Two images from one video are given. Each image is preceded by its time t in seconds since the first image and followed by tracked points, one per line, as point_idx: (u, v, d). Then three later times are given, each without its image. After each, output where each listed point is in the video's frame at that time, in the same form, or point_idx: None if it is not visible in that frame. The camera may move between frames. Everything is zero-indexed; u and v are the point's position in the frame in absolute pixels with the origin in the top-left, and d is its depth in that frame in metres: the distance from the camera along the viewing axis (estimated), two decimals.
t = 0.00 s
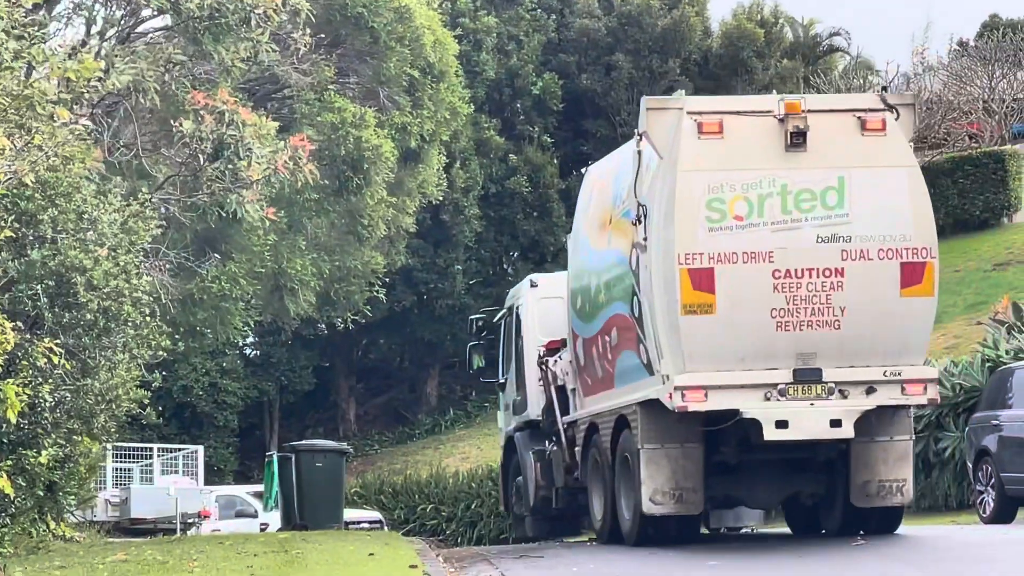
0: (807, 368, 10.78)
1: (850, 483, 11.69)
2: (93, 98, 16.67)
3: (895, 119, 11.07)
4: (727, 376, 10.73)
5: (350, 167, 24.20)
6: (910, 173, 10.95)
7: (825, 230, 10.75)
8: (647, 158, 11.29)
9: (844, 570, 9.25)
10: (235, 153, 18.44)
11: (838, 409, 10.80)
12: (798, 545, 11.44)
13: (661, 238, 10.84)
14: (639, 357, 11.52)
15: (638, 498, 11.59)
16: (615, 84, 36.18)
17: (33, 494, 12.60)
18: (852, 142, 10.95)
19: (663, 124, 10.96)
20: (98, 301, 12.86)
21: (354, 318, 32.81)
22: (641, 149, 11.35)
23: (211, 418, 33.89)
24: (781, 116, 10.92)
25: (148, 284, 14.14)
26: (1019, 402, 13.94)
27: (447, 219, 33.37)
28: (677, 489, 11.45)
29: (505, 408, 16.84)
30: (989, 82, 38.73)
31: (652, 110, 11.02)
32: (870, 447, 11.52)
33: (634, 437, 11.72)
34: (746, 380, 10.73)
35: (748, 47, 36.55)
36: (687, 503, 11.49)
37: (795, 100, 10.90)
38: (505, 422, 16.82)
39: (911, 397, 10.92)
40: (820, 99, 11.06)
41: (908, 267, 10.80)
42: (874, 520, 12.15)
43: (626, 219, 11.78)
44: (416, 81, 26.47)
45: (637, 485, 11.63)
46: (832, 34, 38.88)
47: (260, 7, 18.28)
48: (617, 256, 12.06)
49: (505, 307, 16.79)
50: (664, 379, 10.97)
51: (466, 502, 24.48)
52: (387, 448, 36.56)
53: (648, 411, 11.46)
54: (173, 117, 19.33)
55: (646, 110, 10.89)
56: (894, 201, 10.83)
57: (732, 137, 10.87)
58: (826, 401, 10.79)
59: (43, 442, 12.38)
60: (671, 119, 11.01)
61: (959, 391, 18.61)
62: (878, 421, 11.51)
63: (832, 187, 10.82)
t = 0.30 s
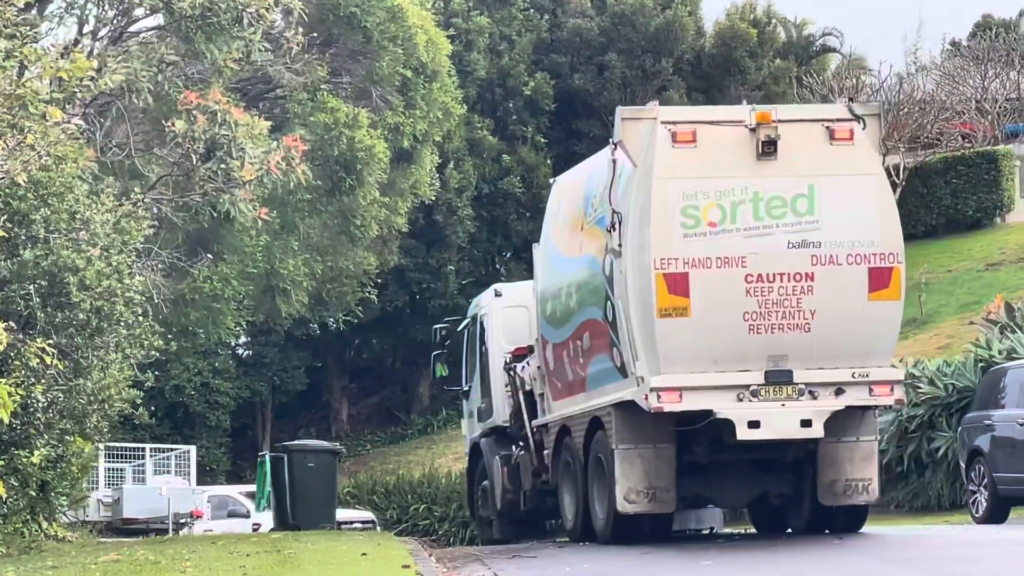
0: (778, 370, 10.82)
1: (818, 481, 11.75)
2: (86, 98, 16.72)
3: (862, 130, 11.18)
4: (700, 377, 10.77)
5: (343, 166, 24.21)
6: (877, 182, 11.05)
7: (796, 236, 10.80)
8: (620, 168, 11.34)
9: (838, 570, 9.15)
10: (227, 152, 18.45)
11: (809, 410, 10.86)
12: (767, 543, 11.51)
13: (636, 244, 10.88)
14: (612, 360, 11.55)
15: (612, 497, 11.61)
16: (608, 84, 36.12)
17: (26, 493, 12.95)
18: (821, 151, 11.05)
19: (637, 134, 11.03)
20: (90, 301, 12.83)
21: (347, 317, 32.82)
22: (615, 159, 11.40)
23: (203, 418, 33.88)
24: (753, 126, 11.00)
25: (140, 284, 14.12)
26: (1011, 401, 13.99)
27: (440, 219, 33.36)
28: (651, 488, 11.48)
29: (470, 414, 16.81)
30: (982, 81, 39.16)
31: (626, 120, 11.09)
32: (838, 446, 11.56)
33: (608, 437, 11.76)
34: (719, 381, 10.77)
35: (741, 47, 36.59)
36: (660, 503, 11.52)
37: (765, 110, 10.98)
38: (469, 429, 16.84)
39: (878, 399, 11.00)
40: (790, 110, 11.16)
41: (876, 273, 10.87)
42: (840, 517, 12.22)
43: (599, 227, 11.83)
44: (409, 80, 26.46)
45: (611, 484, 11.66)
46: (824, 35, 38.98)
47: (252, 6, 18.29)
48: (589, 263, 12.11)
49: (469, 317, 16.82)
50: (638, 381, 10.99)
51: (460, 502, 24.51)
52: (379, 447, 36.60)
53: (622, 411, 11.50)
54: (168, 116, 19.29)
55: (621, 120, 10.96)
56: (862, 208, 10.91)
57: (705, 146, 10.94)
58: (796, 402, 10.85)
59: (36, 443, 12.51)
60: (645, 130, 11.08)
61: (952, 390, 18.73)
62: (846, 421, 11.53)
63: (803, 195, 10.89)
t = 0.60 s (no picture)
0: (753, 376, 10.85)
1: (792, 484, 11.74)
2: (82, 101, 16.72)
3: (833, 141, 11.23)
4: (677, 383, 10.78)
5: (337, 170, 24.23)
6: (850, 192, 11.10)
7: (772, 245, 10.83)
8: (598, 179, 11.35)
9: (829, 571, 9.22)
10: (222, 156, 18.46)
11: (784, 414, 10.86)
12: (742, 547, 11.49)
13: (614, 254, 10.89)
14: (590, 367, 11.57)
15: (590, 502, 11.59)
16: (603, 87, 36.11)
17: (21, 497, 13.16)
18: (795, 161, 11.08)
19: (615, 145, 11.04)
20: (86, 304, 12.81)
21: (342, 321, 32.82)
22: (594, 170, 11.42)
23: (199, 421, 33.87)
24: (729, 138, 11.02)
25: (136, 287, 14.12)
26: (1006, 404, 14.02)
27: (435, 222, 33.35)
28: (630, 492, 11.46)
29: (443, 422, 16.80)
30: (976, 85, 39.18)
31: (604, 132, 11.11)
32: (811, 450, 11.57)
33: (586, 443, 11.76)
34: (695, 386, 10.78)
35: (736, 51, 36.67)
36: (639, 506, 11.50)
37: (740, 122, 11.01)
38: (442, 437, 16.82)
39: (851, 403, 11.03)
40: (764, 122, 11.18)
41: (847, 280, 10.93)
42: (812, 520, 12.22)
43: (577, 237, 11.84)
44: (405, 84, 26.48)
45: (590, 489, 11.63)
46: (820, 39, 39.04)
47: (249, 10, 18.31)
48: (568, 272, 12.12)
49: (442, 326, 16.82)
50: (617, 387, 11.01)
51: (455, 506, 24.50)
52: (374, 451, 36.59)
53: (599, 417, 11.51)
54: (163, 119, 19.29)
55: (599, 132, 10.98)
56: (834, 218, 10.96)
57: (682, 158, 10.96)
58: (772, 406, 10.86)
59: (32, 446, 12.72)
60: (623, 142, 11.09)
61: (947, 393, 18.73)
62: (818, 425, 11.57)
63: (777, 204, 10.91)
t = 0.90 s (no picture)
0: (736, 386, 10.84)
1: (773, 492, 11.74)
2: (79, 109, 16.76)
3: (814, 154, 11.23)
4: (661, 392, 10.79)
5: (334, 178, 24.28)
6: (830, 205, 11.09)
7: (754, 258, 10.82)
8: (582, 191, 11.36)
9: None
10: (219, 163, 18.46)
11: (766, 423, 10.88)
12: (723, 555, 11.54)
13: (598, 265, 10.90)
14: (574, 377, 11.58)
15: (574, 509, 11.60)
16: (601, 95, 36.14)
17: (18, 505, 13.06)
18: (776, 174, 11.07)
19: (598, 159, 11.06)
20: (82, 311, 12.81)
21: (339, 329, 32.82)
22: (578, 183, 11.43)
23: (196, 429, 33.85)
24: (711, 152, 11.02)
25: (133, 294, 14.13)
26: (1004, 413, 14.02)
27: (432, 229, 33.40)
28: (613, 500, 11.47)
29: (425, 432, 16.76)
30: (974, 93, 39.37)
31: (588, 147, 11.12)
32: (793, 459, 11.56)
33: (571, 451, 11.77)
34: (678, 396, 10.78)
35: (733, 59, 36.71)
36: (622, 514, 11.51)
37: (721, 135, 11.01)
38: (425, 447, 16.77)
39: (831, 412, 11.05)
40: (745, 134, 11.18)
41: (829, 292, 10.93)
42: (793, 527, 12.09)
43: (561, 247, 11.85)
44: (402, 91, 26.48)
45: (574, 497, 11.64)
46: (817, 46, 39.06)
47: (246, 17, 18.31)
48: (552, 285, 12.11)
49: (425, 337, 16.80)
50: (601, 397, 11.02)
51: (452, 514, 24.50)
52: (370, 459, 36.57)
53: (584, 425, 11.50)
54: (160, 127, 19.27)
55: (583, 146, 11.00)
56: (816, 230, 10.96)
57: (665, 171, 10.97)
58: (756, 416, 10.86)
59: (28, 454, 12.60)
60: (608, 156, 11.11)
61: (945, 402, 18.70)
62: (801, 434, 11.56)
63: (759, 217, 10.91)
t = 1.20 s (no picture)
0: (724, 400, 10.84)
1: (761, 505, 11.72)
2: (79, 120, 16.76)
3: (802, 170, 11.25)
4: (650, 405, 10.78)
5: (333, 189, 24.30)
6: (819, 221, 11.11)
7: (743, 273, 10.83)
8: (574, 207, 11.37)
9: None
10: (219, 174, 18.44)
11: (755, 437, 10.86)
12: (710, 568, 11.51)
13: (589, 281, 10.90)
14: (565, 391, 11.57)
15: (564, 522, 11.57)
16: (600, 106, 36.19)
17: (18, 515, 12.79)
18: (765, 190, 11.09)
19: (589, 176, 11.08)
20: (81, 322, 12.89)
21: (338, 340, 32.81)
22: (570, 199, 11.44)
23: (196, 440, 33.82)
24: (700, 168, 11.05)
25: (132, 305, 14.14)
26: (1003, 425, 14.00)
27: (432, 240, 33.43)
28: (604, 512, 11.44)
29: (415, 445, 16.73)
30: (974, 105, 39.41)
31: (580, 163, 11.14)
32: (781, 472, 11.55)
33: (561, 464, 11.74)
34: (668, 409, 10.77)
35: (733, 70, 36.74)
36: (613, 526, 11.47)
37: (711, 152, 11.03)
38: (415, 460, 16.75)
39: (820, 426, 11.02)
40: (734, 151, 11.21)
41: (817, 307, 10.93)
42: (780, 540, 12.13)
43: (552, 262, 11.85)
44: (402, 102, 26.48)
45: (564, 508, 11.61)
46: (814, 57, 39.11)
47: (246, 28, 18.26)
48: (544, 299, 12.11)
49: (416, 351, 16.78)
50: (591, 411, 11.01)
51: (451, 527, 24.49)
52: (369, 471, 36.54)
53: (574, 438, 11.48)
54: (161, 137, 19.27)
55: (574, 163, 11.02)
56: (805, 245, 10.97)
57: (655, 187, 10.99)
58: (745, 429, 10.85)
59: (28, 465, 12.42)
60: (599, 173, 11.12)
61: (944, 414, 18.68)
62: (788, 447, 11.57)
63: (749, 232, 10.92)
